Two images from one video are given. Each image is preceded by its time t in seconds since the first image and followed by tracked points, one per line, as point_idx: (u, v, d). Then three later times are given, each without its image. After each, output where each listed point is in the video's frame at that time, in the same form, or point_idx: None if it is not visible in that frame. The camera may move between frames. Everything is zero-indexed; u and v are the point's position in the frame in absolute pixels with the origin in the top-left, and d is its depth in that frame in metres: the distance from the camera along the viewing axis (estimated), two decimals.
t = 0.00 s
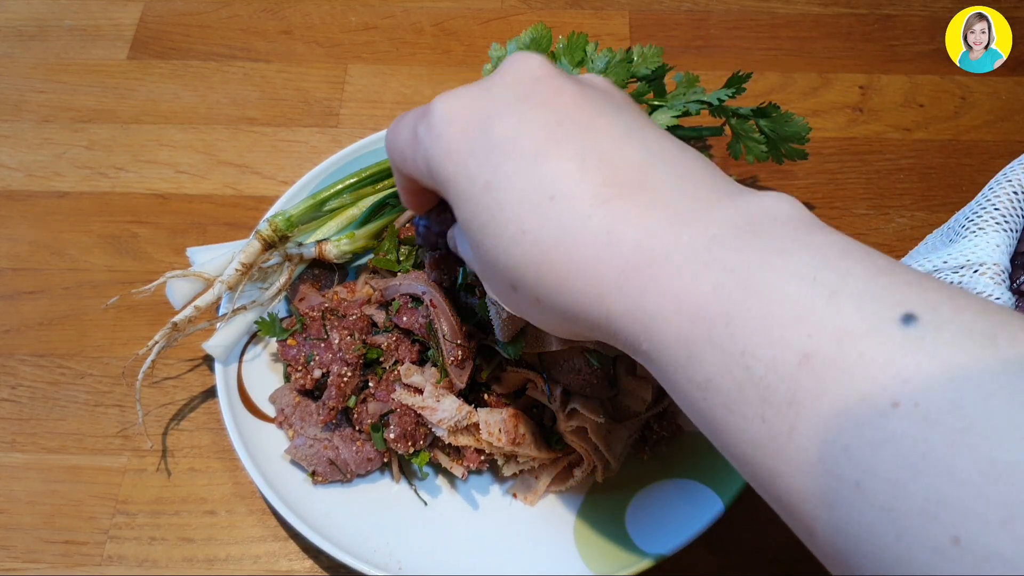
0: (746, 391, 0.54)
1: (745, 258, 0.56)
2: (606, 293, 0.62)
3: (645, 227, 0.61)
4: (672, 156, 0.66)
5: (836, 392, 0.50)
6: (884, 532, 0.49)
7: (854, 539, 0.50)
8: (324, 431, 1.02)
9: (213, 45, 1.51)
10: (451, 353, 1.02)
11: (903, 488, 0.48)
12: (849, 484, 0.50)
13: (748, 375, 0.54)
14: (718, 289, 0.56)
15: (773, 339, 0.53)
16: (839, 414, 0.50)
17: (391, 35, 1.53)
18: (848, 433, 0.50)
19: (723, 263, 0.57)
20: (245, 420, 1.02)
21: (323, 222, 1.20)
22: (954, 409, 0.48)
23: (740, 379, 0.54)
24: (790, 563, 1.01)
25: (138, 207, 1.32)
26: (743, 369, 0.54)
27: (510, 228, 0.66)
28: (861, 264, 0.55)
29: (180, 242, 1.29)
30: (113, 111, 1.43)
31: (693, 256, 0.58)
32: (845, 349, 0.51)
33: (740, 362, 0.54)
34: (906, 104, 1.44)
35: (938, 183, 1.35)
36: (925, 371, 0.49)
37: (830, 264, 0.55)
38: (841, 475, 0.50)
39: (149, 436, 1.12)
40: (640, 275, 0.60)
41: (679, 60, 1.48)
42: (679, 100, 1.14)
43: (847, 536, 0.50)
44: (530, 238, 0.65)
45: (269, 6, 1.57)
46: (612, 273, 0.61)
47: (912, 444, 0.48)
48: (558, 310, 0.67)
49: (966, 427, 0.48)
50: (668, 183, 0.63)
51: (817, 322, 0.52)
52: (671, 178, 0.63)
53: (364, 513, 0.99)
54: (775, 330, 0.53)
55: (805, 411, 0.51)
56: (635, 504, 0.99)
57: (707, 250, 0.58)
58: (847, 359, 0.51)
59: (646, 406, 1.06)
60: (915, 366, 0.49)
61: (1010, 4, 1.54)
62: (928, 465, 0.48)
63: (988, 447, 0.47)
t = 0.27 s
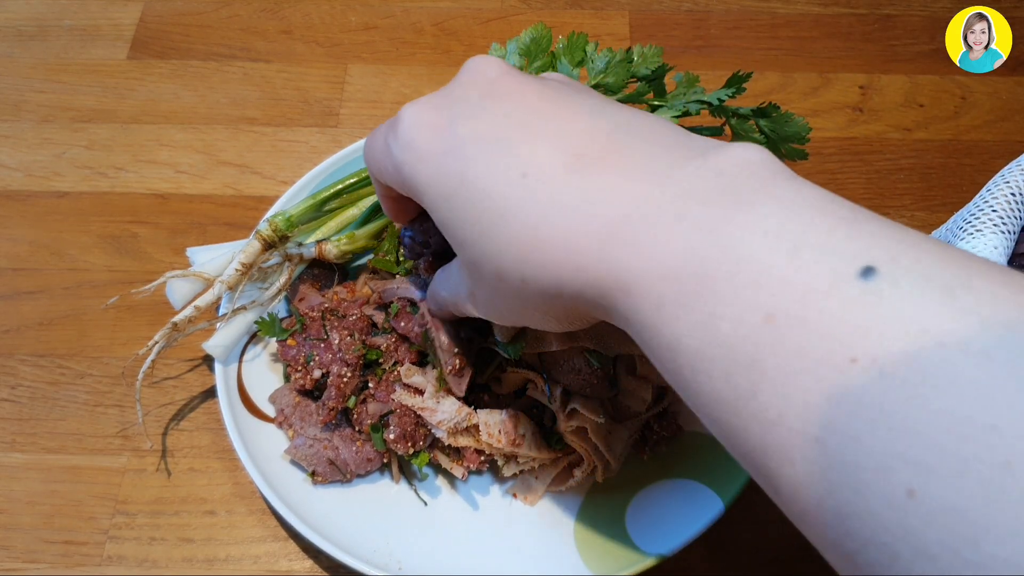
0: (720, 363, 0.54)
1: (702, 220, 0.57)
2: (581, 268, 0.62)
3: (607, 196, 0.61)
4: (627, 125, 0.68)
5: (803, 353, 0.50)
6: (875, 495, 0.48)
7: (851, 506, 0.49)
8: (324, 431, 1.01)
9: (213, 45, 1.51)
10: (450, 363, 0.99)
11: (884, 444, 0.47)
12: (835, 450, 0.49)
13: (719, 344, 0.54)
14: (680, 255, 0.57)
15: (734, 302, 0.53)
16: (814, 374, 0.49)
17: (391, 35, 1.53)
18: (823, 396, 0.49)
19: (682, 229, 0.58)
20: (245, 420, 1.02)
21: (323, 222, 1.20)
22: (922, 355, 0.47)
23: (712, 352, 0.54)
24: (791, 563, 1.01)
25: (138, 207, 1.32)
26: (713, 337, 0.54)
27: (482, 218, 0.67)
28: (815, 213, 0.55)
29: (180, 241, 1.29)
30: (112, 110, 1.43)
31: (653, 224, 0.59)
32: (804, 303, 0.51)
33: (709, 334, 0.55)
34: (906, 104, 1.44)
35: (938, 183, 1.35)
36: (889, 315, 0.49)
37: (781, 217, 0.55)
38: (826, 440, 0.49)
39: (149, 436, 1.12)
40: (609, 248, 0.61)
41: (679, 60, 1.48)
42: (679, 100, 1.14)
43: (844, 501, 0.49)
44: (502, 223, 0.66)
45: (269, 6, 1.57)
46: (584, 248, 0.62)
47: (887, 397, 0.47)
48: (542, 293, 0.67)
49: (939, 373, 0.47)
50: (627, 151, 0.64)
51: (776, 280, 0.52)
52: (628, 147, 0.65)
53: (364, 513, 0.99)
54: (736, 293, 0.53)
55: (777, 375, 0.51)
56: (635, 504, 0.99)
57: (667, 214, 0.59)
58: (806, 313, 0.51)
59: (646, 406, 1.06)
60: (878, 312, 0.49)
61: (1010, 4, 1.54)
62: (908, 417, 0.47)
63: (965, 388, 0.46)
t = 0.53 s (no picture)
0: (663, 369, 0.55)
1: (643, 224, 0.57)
2: (535, 277, 0.63)
3: (551, 200, 0.61)
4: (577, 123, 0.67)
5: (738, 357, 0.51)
6: (818, 495, 0.48)
7: (796, 507, 0.49)
8: (325, 430, 1.02)
9: (215, 46, 1.52)
10: (453, 348, 1.03)
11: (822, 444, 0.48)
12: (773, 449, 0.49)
13: (662, 350, 0.55)
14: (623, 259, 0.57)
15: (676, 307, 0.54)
16: (751, 381, 0.50)
17: (392, 36, 1.54)
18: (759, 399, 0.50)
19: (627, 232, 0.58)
20: (247, 418, 1.03)
21: (324, 222, 1.21)
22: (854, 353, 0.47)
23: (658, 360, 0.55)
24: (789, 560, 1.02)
25: (140, 208, 1.32)
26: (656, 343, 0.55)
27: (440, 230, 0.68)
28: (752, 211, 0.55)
29: (181, 242, 1.29)
30: (115, 112, 1.44)
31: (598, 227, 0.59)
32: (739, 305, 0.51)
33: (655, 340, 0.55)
34: (904, 105, 1.45)
35: (936, 183, 1.36)
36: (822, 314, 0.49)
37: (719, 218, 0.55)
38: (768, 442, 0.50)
39: (151, 436, 1.13)
40: (558, 255, 0.61)
41: (678, 62, 1.49)
42: (678, 101, 1.14)
43: (793, 507, 0.49)
44: (455, 236, 0.66)
45: (271, 8, 1.58)
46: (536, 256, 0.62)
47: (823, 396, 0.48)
48: (506, 301, 0.68)
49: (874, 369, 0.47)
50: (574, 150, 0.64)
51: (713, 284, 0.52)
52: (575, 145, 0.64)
53: (365, 511, 1.00)
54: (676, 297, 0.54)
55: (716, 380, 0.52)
56: (633, 503, 1.00)
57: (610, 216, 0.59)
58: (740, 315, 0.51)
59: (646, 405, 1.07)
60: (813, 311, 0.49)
61: (1008, 5, 1.54)
62: (845, 416, 0.47)
63: (901, 386, 0.46)
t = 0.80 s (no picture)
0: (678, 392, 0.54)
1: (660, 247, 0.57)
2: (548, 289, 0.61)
3: (567, 220, 0.59)
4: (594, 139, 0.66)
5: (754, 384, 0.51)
6: (828, 521, 0.48)
7: (805, 534, 0.49)
8: (325, 431, 1.02)
9: (215, 46, 1.52)
10: (451, 351, 1.00)
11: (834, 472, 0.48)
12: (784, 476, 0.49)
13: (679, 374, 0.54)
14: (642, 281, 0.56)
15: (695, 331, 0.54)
16: (763, 406, 0.50)
17: (392, 36, 1.54)
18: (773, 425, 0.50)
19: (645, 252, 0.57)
20: (246, 418, 1.03)
21: (324, 222, 1.21)
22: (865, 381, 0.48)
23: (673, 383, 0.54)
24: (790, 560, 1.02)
25: (140, 208, 1.32)
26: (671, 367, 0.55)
27: (456, 237, 0.63)
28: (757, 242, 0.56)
29: (181, 242, 1.29)
30: (115, 112, 1.44)
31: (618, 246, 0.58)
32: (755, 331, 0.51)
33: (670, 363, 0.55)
34: (904, 105, 1.45)
35: (936, 183, 1.36)
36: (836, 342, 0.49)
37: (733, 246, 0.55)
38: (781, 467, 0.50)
39: (151, 436, 1.13)
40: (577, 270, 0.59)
41: (678, 62, 1.49)
42: (678, 101, 1.14)
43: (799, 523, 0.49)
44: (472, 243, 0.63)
45: (271, 8, 1.58)
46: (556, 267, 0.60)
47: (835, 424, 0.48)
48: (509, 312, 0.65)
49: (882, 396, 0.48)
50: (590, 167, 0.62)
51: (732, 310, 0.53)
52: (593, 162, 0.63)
53: (365, 511, 1.00)
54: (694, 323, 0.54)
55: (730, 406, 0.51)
56: (633, 503, 1.00)
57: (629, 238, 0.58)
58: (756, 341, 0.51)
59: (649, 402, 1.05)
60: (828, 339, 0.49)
61: (1008, 5, 1.54)
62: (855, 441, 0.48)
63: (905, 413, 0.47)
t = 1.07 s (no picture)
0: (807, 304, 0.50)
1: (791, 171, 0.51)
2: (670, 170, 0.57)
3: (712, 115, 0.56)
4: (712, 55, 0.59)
5: (883, 303, 0.46)
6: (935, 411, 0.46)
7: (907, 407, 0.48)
8: (324, 431, 1.02)
9: (214, 45, 1.51)
10: (451, 353, 1.03)
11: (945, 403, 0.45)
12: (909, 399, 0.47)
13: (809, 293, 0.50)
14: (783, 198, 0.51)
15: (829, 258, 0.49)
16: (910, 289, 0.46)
17: (392, 35, 1.53)
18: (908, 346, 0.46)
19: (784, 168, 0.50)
20: (245, 419, 1.02)
21: (324, 222, 1.20)
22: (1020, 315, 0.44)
23: (804, 297, 0.50)
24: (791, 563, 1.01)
25: (139, 208, 1.32)
26: (798, 281, 0.50)
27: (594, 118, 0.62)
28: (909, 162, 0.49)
29: (180, 242, 1.29)
30: (113, 111, 1.43)
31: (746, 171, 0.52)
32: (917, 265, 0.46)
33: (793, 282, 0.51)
34: (906, 104, 1.45)
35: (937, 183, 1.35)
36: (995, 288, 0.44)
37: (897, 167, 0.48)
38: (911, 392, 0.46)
39: (150, 436, 1.12)
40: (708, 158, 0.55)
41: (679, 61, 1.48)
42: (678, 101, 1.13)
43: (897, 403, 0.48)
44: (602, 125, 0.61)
45: (270, 7, 1.57)
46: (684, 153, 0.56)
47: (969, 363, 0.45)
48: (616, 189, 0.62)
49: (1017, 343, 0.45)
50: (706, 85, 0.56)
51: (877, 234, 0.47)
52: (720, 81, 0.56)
53: (364, 512, 0.99)
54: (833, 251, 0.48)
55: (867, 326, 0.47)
56: (634, 504, 0.99)
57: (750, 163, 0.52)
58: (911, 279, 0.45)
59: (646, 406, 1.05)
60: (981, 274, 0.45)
61: (1009, 5, 1.54)
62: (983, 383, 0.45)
63: None
